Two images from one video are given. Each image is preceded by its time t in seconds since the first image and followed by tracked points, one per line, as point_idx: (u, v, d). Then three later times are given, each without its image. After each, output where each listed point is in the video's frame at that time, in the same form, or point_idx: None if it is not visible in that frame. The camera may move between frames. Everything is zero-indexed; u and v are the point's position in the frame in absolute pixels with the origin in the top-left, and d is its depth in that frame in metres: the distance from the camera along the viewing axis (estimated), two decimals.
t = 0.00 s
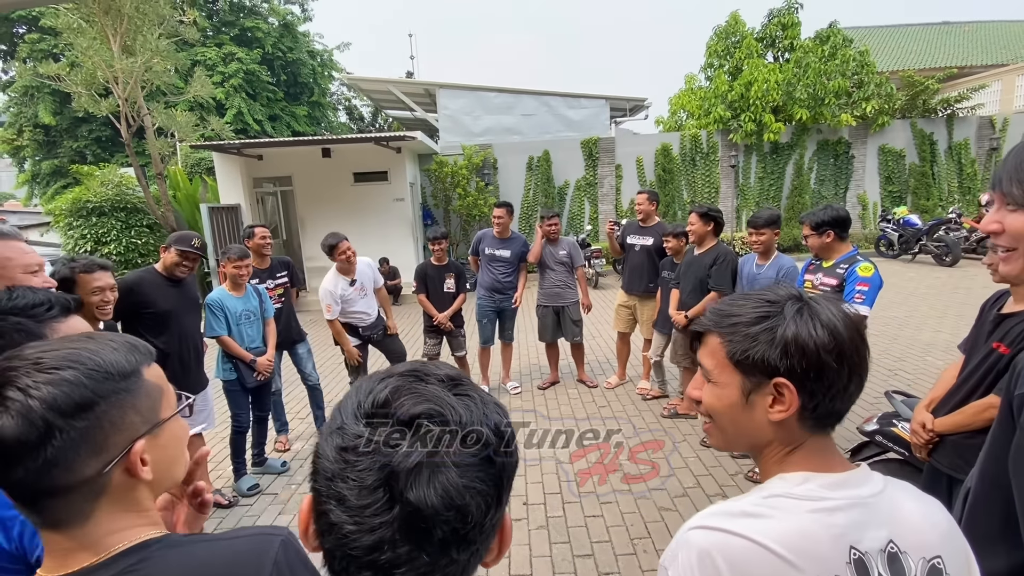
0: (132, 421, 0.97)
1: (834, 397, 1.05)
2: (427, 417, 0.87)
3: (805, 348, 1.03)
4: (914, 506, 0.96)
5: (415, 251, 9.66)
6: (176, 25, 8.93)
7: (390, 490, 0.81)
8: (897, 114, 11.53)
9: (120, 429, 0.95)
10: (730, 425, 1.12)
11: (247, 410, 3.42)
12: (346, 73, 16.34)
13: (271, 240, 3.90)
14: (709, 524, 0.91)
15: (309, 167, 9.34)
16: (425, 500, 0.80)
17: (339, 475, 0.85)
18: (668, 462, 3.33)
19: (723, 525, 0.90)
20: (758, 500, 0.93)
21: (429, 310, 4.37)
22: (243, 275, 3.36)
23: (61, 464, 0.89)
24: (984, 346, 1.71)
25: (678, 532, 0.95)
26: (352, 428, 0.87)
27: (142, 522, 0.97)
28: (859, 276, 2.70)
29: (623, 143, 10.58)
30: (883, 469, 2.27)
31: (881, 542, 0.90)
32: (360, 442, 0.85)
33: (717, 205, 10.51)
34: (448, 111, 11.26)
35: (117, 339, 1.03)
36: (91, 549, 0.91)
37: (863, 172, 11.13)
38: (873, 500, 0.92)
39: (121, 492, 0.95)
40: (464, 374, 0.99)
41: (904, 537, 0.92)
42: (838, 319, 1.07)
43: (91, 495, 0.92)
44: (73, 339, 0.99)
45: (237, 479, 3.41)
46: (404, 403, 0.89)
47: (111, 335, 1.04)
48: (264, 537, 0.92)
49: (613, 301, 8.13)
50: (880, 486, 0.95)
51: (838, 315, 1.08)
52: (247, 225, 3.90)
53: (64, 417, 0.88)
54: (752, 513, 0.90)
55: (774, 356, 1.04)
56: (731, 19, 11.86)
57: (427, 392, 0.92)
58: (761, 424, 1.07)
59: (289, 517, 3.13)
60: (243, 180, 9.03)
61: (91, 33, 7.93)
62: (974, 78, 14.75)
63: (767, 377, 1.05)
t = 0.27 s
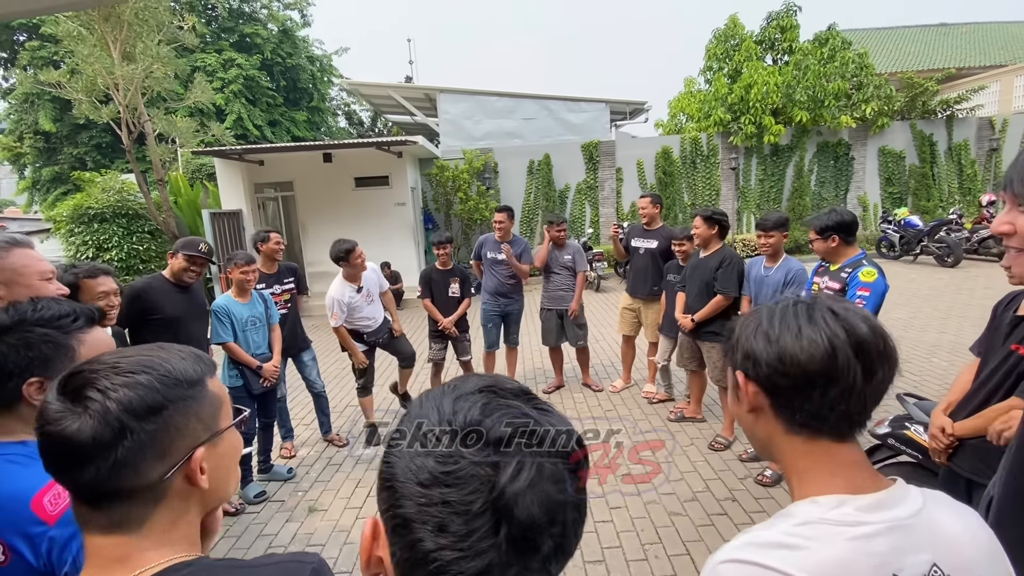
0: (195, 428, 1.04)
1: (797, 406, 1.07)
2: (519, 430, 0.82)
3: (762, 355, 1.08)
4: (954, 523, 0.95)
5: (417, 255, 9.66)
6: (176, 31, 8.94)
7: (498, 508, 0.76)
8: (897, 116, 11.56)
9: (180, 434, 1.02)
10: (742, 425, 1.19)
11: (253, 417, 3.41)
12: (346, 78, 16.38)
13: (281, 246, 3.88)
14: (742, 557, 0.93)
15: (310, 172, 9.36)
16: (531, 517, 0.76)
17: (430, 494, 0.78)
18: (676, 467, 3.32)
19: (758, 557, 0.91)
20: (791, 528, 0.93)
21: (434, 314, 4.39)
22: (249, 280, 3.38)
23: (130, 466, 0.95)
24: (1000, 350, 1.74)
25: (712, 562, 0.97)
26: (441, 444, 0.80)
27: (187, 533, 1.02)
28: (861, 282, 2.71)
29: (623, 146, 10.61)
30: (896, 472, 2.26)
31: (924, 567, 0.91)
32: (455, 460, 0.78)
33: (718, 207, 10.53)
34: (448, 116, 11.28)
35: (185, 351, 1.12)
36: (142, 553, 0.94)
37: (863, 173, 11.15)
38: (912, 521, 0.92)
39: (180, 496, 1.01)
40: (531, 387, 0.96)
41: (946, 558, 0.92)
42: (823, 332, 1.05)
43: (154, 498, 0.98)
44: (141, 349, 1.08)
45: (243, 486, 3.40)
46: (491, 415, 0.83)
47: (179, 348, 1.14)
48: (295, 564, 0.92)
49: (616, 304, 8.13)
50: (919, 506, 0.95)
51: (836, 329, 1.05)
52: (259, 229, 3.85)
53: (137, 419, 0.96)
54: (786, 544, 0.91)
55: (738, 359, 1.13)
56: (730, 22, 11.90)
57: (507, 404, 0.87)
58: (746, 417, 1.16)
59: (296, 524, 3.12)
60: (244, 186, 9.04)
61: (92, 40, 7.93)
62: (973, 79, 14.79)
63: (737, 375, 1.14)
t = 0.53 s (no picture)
0: (171, 468, 0.98)
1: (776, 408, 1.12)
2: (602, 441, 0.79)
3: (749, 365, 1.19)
4: (978, 525, 0.93)
5: (414, 258, 9.64)
6: (169, 34, 8.89)
7: (604, 531, 0.74)
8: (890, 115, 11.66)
9: (151, 476, 0.96)
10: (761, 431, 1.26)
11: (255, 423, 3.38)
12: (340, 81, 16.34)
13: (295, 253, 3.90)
14: (755, 560, 0.92)
15: (307, 175, 9.33)
16: (629, 527, 0.76)
17: (533, 524, 0.71)
18: (681, 467, 3.32)
19: (771, 561, 0.91)
20: (805, 530, 0.93)
21: (437, 317, 4.40)
22: (250, 285, 3.34)
23: (90, 509, 0.93)
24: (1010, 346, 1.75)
25: (726, 568, 0.97)
26: (536, 464, 0.74)
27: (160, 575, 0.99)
28: (862, 284, 2.72)
29: (620, 147, 10.64)
30: (904, 471, 2.27)
31: (945, 569, 0.89)
32: (559, 485, 0.73)
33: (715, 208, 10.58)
34: (445, 118, 11.27)
35: (182, 378, 1.07)
36: None
37: (857, 172, 11.22)
38: (930, 522, 0.90)
39: (153, 539, 0.97)
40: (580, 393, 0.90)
41: (970, 562, 0.90)
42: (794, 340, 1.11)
43: (121, 541, 0.95)
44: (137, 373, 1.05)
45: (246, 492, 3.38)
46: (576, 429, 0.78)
47: (177, 371, 1.09)
48: None
49: (615, 305, 8.14)
50: (938, 507, 0.93)
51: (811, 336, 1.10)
52: (276, 233, 3.88)
53: (99, 458, 0.93)
54: (799, 546, 0.91)
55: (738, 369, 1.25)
56: (725, 23, 11.97)
57: (578, 414, 0.82)
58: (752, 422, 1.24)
59: (301, 531, 3.10)
60: (240, 190, 9.00)
61: (84, 44, 7.86)
62: (964, 79, 14.93)
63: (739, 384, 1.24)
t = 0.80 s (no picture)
0: (111, 520, 0.86)
1: (764, 409, 1.14)
2: (638, 428, 0.80)
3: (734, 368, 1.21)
4: (972, 514, 0.92)
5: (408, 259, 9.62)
6: (155, 36, 8.78)
7: (661, 512, 0.78)
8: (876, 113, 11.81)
9: (82, 531, 0.84)
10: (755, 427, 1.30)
11: (255, 428, 3.36)
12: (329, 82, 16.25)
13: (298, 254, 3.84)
14: (743, 549, 0.90)
15: (298, 177, 9.28)
16: (674, 503, 0.80)
17: (600, 523, 0.72)
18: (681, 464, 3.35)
19: (760, 550, 0.89)
20: (796, 521, 0.91)
21: (435, 319, 4.41)
22: (247, 288, 3.33)
23: (18, 555, 0.83)
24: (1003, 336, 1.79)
25: (713, 556, 0.95)
26: (588, 464, 0.73)
27: None
28: (862, 283, 2.76)
29: (611, 147, 10.68)
30: (904, 464, 2.30)
31: (938, 560, 0.87)
32: (618, 481, 0.73)
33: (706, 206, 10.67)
34: (436, 118, 11.25)
35: (159, 402, 0.97)
36: None
37: (846, 169, 11.36)
38: (923, 512, 0.89)
39: None
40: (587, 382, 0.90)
41: (962, 552, 0.88)
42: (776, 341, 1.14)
43: None
44: (106, 399, 0.93)
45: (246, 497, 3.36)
46: (613, 423, 0.78)
47: (153, 395, 0.98)
48: None
49: (610, 303, 8.18)
50: (930, 496, 0.92)
51: (790, 335, 1.13)
52: (280, 234, 3.84)
53: (25, 502, 0.81)
54: (790, 536, 0.89)
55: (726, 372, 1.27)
56: (713, 23, 12.05)
57: (605, 405, 0.82)
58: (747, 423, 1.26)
59: (303, 535, 3.09)
60: (231, 192, 8.93)
61: (68, 46, 7.75)
62: (948, 76, 15.17)
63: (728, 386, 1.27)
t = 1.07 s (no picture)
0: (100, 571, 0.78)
1: (748, 411, 1.15)
2: (639, 414, 0.84)
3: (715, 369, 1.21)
4: (937, 505, 0.93)
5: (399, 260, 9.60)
6: (139, 37, 8.69)
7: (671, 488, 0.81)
8: (861, 110, 11.99)
9: None
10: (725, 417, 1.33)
11: (250, 431, 3.36)
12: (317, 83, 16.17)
13: (295, 253, 3.86)
14: (707, 543, 0.91)
15: (287, 179, 9.23)
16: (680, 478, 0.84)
17: (621, 511, 0.74)
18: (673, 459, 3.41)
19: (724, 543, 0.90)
20: (757, 516, 0.93)
21: (429, 320, 4.44)
22: (240, 291, 3.35)
23: None
24: (984, 328, 1.84)
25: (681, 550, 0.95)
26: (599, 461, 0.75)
27: None
28: (843, 282, 2.81)
29: (601, 146, 10.75)
30: (891, 455, 2.38)
31: (898, 551, 0.88)
32: (632, 470, 0.76)
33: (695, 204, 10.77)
34: (425, 119, 11.23)
35: (152, 431, 0.89)
36: None
37: (831, 166, 11.51)
38: (885, 506, 0.90)
39: None
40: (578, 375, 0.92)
41: (924, 544, 0.89)
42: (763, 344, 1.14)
43: None
44: (96, 431, 0.83)
45: (242, 501, 3.36)
46: (616, 414, 0.81)
47: (146, 423, 0.90)
48: None
49: (601, 302, 8.23)
50: (896, 490, 0.93)
51: (776, 339, 1.13)
52: (278, 235, 3.86)
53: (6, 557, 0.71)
54: (750, 530, 0.91)
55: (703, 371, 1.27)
56: (700, 23, 12.15)
57: (604, 395, 0.85)
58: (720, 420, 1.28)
59: (300, 537, 3.10)
60: (219, 195, 8.88)
61: (51, 48, 7.65)
62: (930, 74, 15.43)
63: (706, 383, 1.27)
